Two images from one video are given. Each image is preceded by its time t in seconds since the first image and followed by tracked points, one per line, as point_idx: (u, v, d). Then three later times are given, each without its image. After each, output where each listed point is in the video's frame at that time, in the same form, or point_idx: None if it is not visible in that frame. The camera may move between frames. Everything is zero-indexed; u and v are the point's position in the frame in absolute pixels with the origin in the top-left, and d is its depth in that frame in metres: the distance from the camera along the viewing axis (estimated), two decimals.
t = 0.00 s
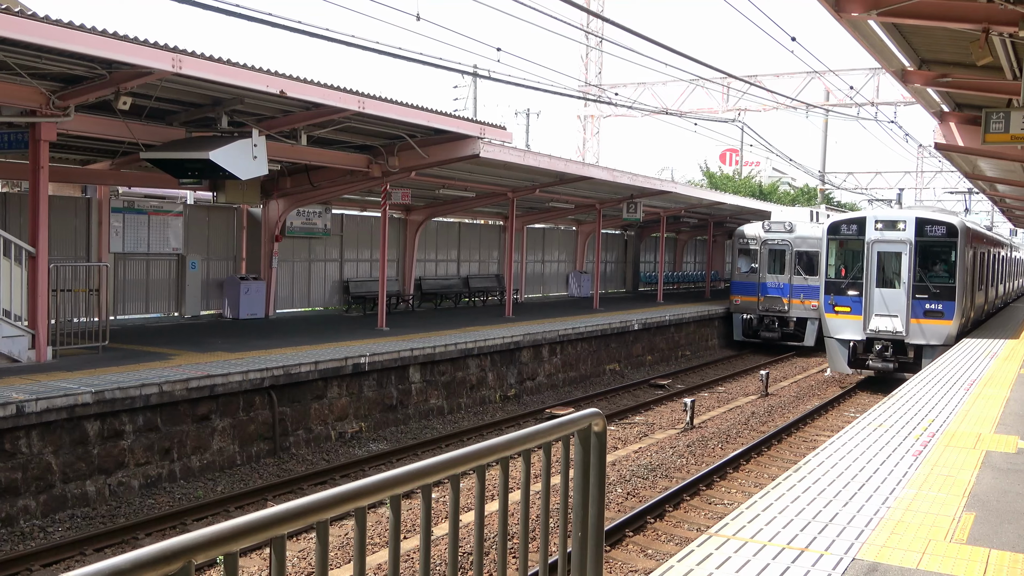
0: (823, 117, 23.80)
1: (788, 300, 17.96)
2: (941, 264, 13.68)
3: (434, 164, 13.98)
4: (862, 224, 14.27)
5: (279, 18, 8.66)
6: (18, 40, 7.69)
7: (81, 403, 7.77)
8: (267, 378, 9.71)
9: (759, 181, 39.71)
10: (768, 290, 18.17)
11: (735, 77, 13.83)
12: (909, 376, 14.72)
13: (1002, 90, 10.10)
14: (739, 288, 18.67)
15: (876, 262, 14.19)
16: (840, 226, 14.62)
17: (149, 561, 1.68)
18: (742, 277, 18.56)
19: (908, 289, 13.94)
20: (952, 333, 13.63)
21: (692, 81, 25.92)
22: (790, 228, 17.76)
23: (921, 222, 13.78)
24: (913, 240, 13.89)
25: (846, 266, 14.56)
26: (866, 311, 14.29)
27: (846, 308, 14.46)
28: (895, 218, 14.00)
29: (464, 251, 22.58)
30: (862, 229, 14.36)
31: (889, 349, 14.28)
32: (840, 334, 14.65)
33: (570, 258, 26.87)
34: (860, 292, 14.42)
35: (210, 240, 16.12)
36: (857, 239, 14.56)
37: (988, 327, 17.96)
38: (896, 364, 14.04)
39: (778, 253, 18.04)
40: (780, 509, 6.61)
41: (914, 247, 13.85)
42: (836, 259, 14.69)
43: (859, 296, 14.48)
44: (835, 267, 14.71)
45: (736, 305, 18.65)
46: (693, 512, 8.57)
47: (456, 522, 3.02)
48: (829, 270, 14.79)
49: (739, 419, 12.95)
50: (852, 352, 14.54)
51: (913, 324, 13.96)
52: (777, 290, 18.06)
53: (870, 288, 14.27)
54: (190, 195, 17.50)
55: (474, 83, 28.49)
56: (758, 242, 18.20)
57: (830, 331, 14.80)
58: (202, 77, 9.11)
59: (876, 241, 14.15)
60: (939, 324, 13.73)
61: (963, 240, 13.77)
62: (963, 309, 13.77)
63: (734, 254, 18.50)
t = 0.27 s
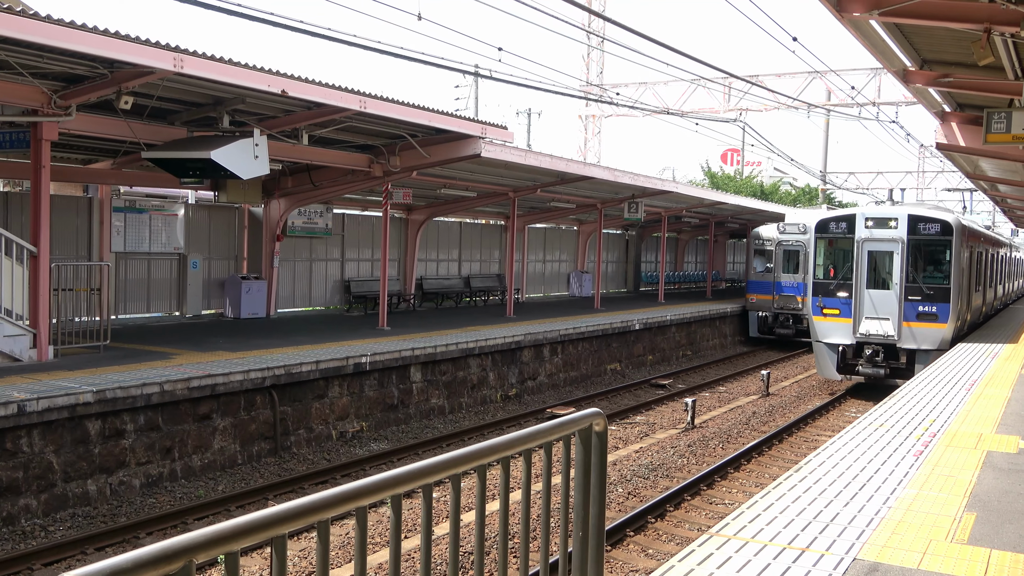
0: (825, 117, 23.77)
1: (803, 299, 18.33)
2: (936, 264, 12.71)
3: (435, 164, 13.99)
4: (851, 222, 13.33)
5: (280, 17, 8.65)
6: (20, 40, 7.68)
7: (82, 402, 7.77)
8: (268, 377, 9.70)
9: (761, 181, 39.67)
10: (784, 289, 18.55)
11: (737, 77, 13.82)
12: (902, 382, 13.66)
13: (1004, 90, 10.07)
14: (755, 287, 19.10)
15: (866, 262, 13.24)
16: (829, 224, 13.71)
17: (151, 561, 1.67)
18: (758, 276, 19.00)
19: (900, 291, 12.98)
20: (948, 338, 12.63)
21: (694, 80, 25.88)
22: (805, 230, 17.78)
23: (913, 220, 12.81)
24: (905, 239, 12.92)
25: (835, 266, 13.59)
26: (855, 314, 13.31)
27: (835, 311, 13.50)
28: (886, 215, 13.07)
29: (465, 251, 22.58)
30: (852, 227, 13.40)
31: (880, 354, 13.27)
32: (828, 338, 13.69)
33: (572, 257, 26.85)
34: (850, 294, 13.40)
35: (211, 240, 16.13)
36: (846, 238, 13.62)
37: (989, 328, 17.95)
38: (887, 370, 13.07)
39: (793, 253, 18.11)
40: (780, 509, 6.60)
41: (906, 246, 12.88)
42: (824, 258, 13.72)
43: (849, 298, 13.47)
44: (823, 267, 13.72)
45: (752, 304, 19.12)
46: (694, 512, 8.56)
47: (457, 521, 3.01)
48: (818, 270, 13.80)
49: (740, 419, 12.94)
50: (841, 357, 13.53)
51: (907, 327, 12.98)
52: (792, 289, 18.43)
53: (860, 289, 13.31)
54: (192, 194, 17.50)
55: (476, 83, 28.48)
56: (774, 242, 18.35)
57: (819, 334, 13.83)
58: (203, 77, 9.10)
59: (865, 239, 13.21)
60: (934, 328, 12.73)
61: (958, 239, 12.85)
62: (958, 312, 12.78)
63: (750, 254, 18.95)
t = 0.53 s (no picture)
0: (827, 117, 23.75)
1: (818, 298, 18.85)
2: (928, 263, 12.24)
3: (436, 164, 13.98)
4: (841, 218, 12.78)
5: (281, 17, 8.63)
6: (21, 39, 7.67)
7: (84, 401, 7.76)
8: (269, 377, 9.70)
9: (762, 180, 39.66)
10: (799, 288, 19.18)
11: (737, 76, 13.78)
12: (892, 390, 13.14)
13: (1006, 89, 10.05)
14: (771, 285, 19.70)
15: (856, 262, 12.69)
16: (817, 222, 13.12)
17: (151, 561, 1.66)
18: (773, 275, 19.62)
19: (891, 292, 12.47)
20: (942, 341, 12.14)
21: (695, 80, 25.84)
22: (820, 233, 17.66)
23: (905, 217, 12.30)
24: (896, 237, 12.41)
25: (823, 266, 13.00)
26: (844, 317, 12.75)
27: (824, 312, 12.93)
28: (877, 211, 12.56)
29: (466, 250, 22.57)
30: (841, 224, 12.84)
31: (870, 359, 12.63)
32: (816, 342, 13.14)
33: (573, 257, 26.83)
34: (839, 295, 12.84)
35: (213, 239, 16.12)
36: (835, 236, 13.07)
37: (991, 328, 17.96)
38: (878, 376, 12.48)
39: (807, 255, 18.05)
40: (781, 509, 6.58)
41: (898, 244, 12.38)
42: (811, 258, 13.13)
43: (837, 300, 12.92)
44: (810, 267, 13.14)
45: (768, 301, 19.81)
46: (695, 512, 8.55)
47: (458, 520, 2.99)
48: (805, 270, 13.21)
49: (741, 419, 12.91)
50: (828, 362, 12.93)
51: (900, 331, 12.48)
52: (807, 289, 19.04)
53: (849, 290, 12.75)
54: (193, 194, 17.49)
55: (476, 83, 28.46)
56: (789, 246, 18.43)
57: (806, 338, 13.26)
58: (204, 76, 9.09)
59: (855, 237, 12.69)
60: (928, 331, 12.24)
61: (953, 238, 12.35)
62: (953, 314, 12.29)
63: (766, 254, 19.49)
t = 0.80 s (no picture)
0: (827, 116, 23.74)
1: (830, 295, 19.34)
2: (921, 263, 11.83)
3: (436, 164, 13.96)
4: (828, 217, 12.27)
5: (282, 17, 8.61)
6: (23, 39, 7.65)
7: (84, 401, 7.74)
8: (270, 377, 9.68)
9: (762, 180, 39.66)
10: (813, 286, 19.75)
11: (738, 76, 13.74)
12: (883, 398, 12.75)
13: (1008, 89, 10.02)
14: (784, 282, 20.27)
15: (844, 261, 12.25)
16: (803, 218, 12.61)
17: (152, 560, 1.64)
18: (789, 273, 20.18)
19: (881, 294, 12.05)
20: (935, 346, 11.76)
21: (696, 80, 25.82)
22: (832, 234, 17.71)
23: (896, 214, 11.82)
24: (887, 236, 11.96)
25: (809, 266, 12.56)
26: (832, 320, 12.36)
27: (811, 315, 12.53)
28: (867, 209, 12.04)
29: (467, 250, 22.56)
30: (829, 223, 12.34)
31: (859, 365, 12.29)
32: (803, 347, 12.74)
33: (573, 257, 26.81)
34: (826, 297, 12.42)
35: (214, 239, 16.12)
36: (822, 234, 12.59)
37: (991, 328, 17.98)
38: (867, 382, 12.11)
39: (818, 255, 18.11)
40: (782, 509, 6.55)
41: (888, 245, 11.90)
42: (798, 257, 12.69)
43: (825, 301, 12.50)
44: (796, 267, 12.70)
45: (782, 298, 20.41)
46: (696, 512, 8.52)
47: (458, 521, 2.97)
48: (791, 270, 12.79)
49: (742, 419, 12.89)
50: (816, 368, 12.55)
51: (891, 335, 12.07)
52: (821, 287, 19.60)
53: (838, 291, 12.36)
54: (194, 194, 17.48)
55: (477, 83, 28.44)
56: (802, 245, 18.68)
57: (793, 343, 12.86)
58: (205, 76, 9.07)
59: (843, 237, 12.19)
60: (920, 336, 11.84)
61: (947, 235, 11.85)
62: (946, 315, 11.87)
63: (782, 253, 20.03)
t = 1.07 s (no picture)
0: (828, 116, 23.74)
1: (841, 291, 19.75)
2: (912, 262, 11.50)
3: (437, 163, 13.95)
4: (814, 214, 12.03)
5: (283, 17, 8.60)
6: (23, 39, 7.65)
7: (85, 401, 7.73)
8: (271, 376, 9.67)
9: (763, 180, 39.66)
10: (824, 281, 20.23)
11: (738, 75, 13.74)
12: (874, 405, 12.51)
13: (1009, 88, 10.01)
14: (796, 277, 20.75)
15: (833, 261, 12.00)
16: (788, 217, 12.42)
17: (153, 560, 1.63)
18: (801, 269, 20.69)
19: (868, 296, 11.78)
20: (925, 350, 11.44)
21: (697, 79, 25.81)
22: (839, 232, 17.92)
23: (886, 211, 11.54)
24: (876, 233, 11.67)
25: (795, 267, 12.35)
26: (819, 323, 12.13)
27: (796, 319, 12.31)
28: (855, 205, 11.75)
29: (467, 250, 22.56)
30: (815, 220, 12.09)
31: (846, 372, 12.07)
32: (788, 351, 12.55)
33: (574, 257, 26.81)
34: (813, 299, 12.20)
35: (215, 239, 16.13)
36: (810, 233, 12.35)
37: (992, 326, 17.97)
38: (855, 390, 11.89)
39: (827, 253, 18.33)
40: (783, 509, 6.53)
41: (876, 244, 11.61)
42: (784, 257, 12.47)
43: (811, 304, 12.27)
44: (782, 267, 12.49)
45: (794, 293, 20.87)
46: (697, 512, 8.51)
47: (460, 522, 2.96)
48: (777, 270, 12.58)
49: (743, 419, 12.88)
50: (802, 374, 12.37)
51: (881, 339, 11.79)
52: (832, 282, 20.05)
53: (825, 292, 12.12)
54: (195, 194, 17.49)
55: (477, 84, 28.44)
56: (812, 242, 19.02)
57: (778, 346, 12.66)
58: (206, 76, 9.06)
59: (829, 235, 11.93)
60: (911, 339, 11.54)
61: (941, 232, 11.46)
62: (939, 318, 11.52)
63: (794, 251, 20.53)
